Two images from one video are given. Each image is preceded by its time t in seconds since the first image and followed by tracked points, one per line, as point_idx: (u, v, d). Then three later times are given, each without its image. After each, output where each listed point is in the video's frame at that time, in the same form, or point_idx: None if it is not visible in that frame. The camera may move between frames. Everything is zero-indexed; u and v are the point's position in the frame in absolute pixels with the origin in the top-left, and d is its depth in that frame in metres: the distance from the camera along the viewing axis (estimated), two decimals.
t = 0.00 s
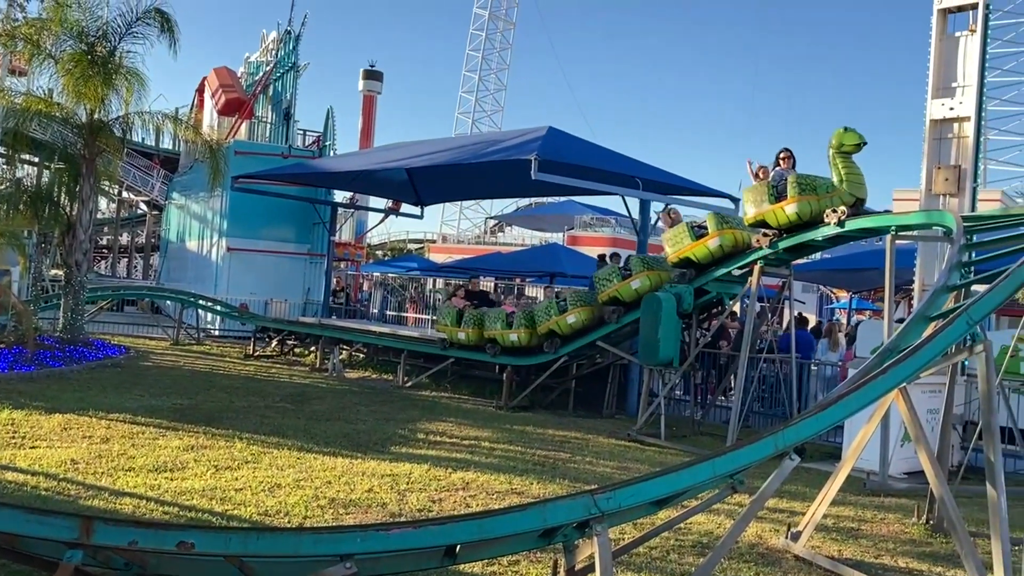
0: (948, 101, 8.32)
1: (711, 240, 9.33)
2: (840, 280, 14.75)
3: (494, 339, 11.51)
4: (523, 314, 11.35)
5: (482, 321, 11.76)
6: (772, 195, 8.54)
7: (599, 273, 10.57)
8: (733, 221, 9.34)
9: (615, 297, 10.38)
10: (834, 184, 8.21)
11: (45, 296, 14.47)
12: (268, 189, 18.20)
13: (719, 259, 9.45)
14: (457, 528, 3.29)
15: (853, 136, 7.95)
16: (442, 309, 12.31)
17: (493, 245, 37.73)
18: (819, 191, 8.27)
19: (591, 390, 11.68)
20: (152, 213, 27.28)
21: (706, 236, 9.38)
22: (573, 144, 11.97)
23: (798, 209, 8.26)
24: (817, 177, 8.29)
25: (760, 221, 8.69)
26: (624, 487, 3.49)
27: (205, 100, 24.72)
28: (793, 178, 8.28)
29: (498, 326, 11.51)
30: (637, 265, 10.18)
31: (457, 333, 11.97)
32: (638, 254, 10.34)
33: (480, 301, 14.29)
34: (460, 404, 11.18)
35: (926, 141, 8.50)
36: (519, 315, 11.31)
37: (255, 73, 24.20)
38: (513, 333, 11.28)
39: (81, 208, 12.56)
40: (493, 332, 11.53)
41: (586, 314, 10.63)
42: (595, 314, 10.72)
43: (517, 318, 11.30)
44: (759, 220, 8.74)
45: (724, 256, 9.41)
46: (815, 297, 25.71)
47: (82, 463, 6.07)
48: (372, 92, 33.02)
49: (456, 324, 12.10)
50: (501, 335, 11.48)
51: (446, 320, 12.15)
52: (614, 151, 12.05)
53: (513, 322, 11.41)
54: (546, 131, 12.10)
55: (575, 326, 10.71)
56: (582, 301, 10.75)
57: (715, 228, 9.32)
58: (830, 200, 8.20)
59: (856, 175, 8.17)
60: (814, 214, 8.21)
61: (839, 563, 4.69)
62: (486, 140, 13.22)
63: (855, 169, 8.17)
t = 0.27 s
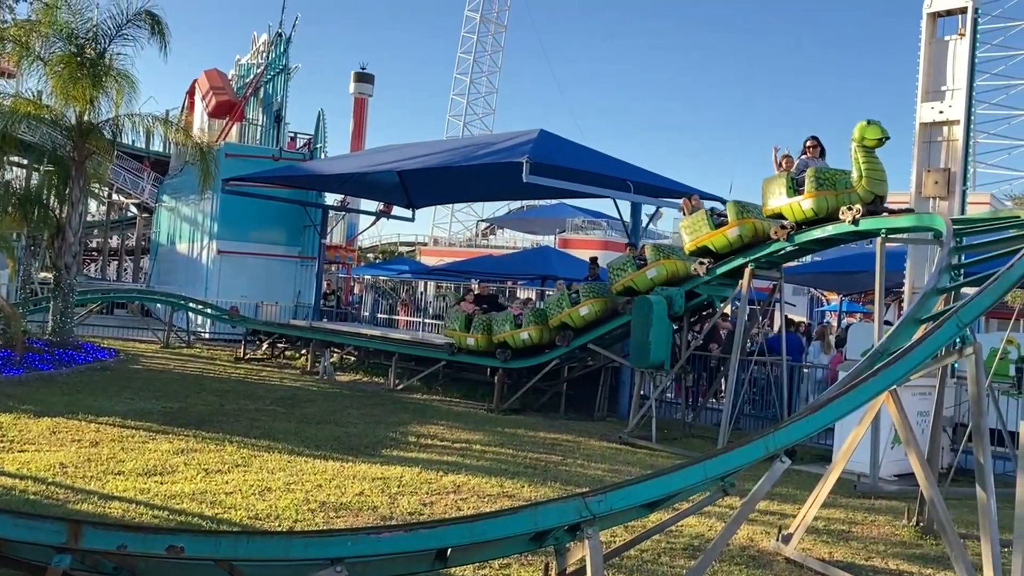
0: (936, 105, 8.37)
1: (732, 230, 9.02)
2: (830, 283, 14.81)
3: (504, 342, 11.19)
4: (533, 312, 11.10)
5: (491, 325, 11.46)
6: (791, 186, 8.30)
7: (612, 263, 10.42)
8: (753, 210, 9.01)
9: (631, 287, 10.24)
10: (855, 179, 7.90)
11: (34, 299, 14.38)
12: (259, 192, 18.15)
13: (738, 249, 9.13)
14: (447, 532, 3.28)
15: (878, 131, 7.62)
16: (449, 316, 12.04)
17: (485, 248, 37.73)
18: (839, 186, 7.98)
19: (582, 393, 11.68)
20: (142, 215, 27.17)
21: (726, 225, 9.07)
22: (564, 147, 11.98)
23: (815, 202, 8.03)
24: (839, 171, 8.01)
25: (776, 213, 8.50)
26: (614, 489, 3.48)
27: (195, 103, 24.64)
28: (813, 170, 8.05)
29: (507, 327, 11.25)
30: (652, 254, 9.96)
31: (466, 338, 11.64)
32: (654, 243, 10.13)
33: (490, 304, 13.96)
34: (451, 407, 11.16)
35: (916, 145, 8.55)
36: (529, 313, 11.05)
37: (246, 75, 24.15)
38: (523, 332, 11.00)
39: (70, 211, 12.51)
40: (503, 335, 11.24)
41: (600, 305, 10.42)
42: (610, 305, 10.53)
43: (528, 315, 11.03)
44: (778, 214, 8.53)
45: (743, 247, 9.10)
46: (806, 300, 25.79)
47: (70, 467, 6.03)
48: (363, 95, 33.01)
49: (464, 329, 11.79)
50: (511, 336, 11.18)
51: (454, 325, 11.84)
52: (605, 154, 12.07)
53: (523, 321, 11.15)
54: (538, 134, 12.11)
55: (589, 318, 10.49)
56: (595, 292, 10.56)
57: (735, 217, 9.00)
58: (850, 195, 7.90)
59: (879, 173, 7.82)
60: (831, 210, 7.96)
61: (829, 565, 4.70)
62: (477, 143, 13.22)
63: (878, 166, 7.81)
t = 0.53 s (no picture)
0: (933, 107, 8.41)
1: (756, 221, 8.67)
2: (828, 284, 14.83)
3: (522, 341, 11.03)
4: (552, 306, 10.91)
5: (507, 326, 11.32)
6: (813, 179, 7.94)
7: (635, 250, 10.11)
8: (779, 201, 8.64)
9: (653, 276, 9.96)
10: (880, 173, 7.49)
11: (31, 302, 14.36)
12: (257, 194, 18.15)
13: (763, 241, 8.78)
14: (447, 533, 3.28)
15: (907, 125, 7.12)
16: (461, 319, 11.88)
17: (482, 249, 37.76)
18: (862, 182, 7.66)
19: (580, 395, 11.68)
20: (140, 218, 27.15)
21: (751, 215, 8.71)
22: (562, 148, 11.99)
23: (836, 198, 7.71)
24: (864, 166, 7.64)
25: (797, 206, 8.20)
26: (613, 491, 3.48)
27: (193, 105, 24.63)
28: (836, 164, 7.69)
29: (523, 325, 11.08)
30: (676, 242, 9.64)
31: (482, 341, 11.49)
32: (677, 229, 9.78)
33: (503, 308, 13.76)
34: (449, 409, 11.16)
35: (914, 146, 8.56)
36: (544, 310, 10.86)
37: (243, 77, 24.14)
38: (540, 328, 10.81)
39: (67, 213, 12.50)
40: (519, 333, 11.07)
41: (620, 295, 10.19)
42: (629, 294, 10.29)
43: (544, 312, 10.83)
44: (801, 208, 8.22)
45: (768, 238, 8.76)
46: (804, 301, 25.82)
47: (68, 470, 6.02)
48: (360, 97, 33.03)
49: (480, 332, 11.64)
50: (527, 335, 11.00)
51: (468, 329, 11.70)
52: (603, 156, 12.09)
53: (539, 318, 10.96)
54: (535, 136, 12.12)
55: (608, 309, 10.27)
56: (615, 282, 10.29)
57: (760, 208, 8.66)
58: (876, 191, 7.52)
59: (906, 169, 7.39)
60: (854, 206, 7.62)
61: (828, 566, 4.70)
62: (475, 145, 13.23)
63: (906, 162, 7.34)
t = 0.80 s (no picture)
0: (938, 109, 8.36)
1: (786, 211, 8.37)
2: (833, 284, 14.82)
3: (547, 336, 10.89)
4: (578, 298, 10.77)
5: (533, 322, 11.13)
6: (842, 172, 7.66)
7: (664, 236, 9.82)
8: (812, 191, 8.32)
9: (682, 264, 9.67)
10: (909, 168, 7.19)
11: (37, 304, 14.40)
12: (261, 195, 18.18)
13: (795, 231, 8.45)
14: (455, 533, 3.29)
15: (938, 119, 6.72)
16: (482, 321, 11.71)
17: (487, 250, 37.77)
18: (892, 176, 7.38)
19: (586, 396, 11.69)
20: (145, 219, 27.22)
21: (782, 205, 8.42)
22: (567, 149, 11.99)
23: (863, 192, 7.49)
24: (894, 160, 7.35)
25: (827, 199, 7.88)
26: (620, 490, 3.50)
27: (197, 107, 24.70)
28: (865, 157, 7.44)
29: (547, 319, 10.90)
30: (708, 228, 9.34)
31: (505, 340, 11.24)
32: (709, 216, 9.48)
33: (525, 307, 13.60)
34: (455, 409, 11.17)
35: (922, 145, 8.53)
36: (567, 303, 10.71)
37: (247, 79, 24.18)
38: (567, 318, 10.64)
39: (72, 215, 12.55)
40: (545, 327, 10.88)
41: (647, 284, 9.92)
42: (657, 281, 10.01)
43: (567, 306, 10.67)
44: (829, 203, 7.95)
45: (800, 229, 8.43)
46: (808, 301, 25.80)
47: (76, 471, 6.04)
48: (364, 98, 33.03)
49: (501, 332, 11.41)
50: (551, 328, 10.86)
51: (490, 329, 11.52)
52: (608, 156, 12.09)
53: (563, 310, 10.80)
54: (539, 136, 12.12)
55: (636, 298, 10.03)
56: (641, 270, 10.07)
57: (791, 198, 8.35)
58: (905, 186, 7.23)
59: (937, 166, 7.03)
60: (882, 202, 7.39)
61: (835, 566, 4.71)
62: (479, 146, 13.23)
63: (934, 159, 6.95)
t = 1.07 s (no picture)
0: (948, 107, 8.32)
1: (819, 203, 8.13)
2: (843, 283, 14.76)
3: (575, 326, 10.78)
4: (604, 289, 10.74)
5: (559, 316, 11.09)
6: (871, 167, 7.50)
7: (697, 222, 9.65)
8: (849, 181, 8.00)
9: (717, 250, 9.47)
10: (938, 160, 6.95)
11: (49, 305, 14.48)
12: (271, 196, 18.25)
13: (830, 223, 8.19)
14: (464, 532, 3.30)
15: (971, 110, 6.40)
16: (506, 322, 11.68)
17: (495, 250, 37.77)
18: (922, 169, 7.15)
19: (595, 395, 11.68)
20: (155, 221, 27.35)
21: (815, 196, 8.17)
22: (575, 149, 11.99)
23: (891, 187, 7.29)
24: (926, 152, 7.10)
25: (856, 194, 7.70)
26: (628, 490, 3.50)
27: (207, 108, 24.79)
28: (895, 150, 7.22)
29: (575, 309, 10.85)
30: (743, 215, 9.10)
31: (532, 337, 11.17)
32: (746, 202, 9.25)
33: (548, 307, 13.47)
34: (464, 409, 11.18)
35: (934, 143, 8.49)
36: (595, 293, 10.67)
37: (257, 80, 24.26)
38: (594, 309, 10.58)
39: (83, 217, 12.62)
40: (571, 318, 10.82)
41: (679, 270, 9.86)
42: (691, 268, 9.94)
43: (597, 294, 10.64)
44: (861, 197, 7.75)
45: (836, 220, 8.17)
46: (818, 301, 25.72)
47: (87, 471, 6.08)
48: (373, 99, 33.08)
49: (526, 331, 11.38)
50: (580, 318, 10.78)
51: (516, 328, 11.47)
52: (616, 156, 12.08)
53: (591, 301, 10.75)
54: (548, 136, 12.12)
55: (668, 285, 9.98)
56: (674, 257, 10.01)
57: (827, 188, 8.08)
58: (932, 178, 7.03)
59: (967, 159, 6.79)
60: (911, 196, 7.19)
61: (845, 566, 4.69)
62: (487, 146, 13.24)
63: (965, 153, 6.70)
